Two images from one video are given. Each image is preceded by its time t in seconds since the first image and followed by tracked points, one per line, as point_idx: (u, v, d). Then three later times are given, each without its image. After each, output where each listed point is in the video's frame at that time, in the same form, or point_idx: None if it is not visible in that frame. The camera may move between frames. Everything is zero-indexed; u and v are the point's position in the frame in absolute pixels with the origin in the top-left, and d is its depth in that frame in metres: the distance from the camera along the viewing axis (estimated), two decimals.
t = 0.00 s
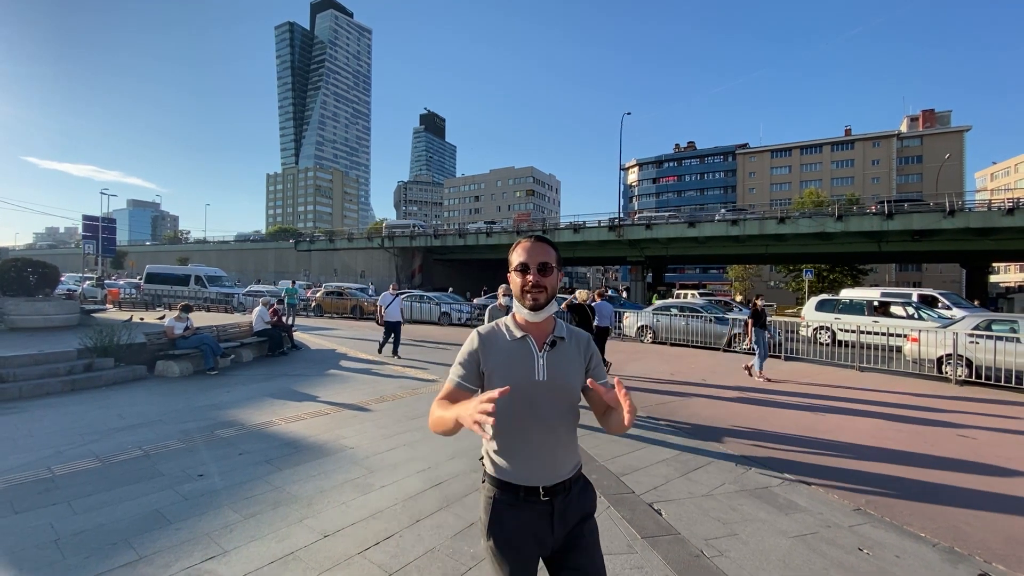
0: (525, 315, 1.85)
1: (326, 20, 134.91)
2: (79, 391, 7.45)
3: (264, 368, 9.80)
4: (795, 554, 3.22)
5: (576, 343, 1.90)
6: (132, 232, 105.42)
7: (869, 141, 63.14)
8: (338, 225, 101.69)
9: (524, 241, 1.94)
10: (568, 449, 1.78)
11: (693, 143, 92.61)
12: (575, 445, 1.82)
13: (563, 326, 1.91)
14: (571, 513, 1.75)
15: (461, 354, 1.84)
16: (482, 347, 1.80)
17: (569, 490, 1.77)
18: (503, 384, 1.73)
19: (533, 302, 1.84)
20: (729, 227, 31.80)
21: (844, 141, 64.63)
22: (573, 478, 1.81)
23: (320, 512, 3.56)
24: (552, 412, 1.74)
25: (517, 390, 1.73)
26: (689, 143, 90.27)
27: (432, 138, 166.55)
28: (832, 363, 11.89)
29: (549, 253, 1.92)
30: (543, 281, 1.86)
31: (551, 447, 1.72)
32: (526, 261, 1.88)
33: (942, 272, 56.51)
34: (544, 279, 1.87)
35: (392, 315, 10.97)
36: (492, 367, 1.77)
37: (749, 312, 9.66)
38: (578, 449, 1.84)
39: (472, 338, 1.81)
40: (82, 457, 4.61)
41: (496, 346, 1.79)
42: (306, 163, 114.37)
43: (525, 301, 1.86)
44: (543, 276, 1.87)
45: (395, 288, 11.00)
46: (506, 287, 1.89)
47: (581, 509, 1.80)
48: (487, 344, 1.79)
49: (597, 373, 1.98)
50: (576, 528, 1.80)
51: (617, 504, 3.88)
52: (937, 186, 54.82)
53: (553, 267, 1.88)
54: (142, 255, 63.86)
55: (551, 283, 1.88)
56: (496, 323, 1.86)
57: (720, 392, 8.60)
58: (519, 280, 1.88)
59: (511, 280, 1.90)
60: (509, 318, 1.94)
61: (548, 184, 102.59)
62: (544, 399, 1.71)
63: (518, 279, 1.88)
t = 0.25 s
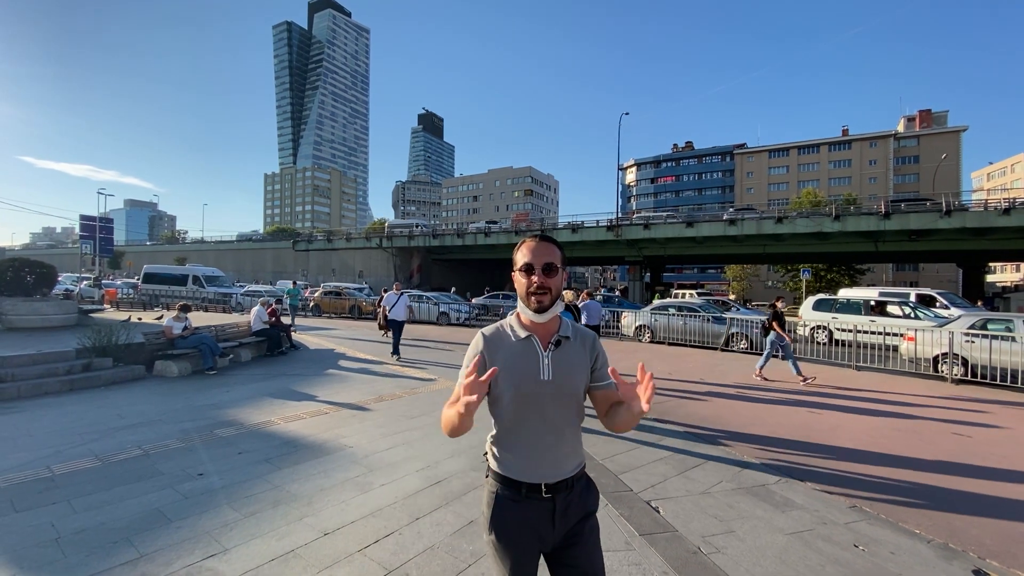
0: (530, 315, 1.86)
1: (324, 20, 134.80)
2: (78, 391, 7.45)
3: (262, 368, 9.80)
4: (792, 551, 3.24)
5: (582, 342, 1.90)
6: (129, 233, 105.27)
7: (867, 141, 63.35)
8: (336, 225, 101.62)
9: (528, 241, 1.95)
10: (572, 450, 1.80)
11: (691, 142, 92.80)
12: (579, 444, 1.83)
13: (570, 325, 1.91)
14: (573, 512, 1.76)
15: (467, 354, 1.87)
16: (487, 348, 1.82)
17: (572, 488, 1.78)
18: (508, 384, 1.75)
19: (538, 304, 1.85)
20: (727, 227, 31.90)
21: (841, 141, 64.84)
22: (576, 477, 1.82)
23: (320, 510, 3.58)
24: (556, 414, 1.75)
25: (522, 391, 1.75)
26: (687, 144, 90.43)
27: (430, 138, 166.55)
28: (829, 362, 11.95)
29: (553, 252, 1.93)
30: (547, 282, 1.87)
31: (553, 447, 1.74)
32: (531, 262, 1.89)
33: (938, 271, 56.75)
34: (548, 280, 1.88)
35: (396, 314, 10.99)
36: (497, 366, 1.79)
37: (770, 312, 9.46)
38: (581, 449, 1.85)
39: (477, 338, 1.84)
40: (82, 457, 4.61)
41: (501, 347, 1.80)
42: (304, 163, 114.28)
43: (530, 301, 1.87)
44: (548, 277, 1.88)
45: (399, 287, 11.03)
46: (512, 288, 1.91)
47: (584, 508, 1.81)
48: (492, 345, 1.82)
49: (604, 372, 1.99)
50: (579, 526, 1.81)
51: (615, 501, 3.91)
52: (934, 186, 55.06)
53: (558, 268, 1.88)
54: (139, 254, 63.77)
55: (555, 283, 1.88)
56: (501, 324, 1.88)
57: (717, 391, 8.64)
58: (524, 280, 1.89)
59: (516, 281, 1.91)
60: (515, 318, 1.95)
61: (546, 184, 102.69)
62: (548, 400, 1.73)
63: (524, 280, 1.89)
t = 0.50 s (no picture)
0: (541, 316, 1.85)
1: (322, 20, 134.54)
2: (74, 391, 7.43)
3: (259, 368, 9.79)
4: (787, 549, 3.27)
5: (592, 345, 1.90)
6: (124, 232, 104.72)
7: (863, 142, 63.62)
8: (333, 225, 101.44)
9: (540, 242, 1.94)
10: (581, 455, 1.79)
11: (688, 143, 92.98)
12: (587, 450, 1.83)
13: (580, 328, 1.90)
14: (579, 518, 1.76)
15: (477, 357, 1.86)
16: (497, 350, 1.82)
17: (579, 493, 1.78)
18: (518, 387, 1.75)
19: (549, 305, 1.83)
20: (724, 227, 31.98)
21: (837, 141, 65.09)
22: (583, 483, 1.82)
23: (318, 510, 3.58)
24: (565, 420, 1.75)
25: (533, 396, 1.74)
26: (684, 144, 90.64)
27: (427, 138, 166.41)
28: (825, 361, 12.01)
29: (565, 253, 1.91)
30: (559, 283, 1.86)
31: (562, 453, 1.73)
32: (541, 263, 1.87)
33: (933, 272, 57.04)
34: (559, 281, 1.87)
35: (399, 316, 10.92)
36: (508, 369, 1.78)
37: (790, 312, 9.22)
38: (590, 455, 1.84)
39: (487, 340, 1.83)
40: (79, 457, 4.61)
41: (511, 350, 1.80)
42: (301, 162, 114.04)
43: (541, 302, 1.85)
44: (560, 278, 1.86)
45: (401, 288, 10.97)
46: (523, 289, 1.89)
47: (591, 514, 1.80)
48: (502, 349, 1.81)
49: (612, 377, 1.98)
50: (584, 533, 1.81)
51: (612, 501, 3.93)
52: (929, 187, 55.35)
53: (569, 269, 1.87)
54: (135, 254, 63.52)
55: (567, 285, 1.87)
56: (512, 325, 1.87)
57: (714, 391, 8.67)
58: (535, 281, 1.88)
59: (527, 282, 1.91)
60: (525, 319, 1.94)
61: (544, 184, 102.72)
62: (557, 405, 1.73)
63: (535, 281, 1.88)
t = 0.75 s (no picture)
0: (558, 321, 1.82)
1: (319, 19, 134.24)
2: (71, 392, 7.42)
3: (257, 368, 9.79)
4: (783, 547, 3.29)
5: (609, 352, 1.86)
6: (121, 232, 104.39)
7: (859, 142, 63.87)
8: (331, 225, 101.34)
9: (558, 244, 1.91)
10: (596, 466, 1.77)
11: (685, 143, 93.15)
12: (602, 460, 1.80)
13: (596, 333, 1.87)
14: (590, 530, 1.74)
15: (492, 361, 1.82)
16: (511, 354, 1.79)
17: (591, 505, 1.76)
18: (531, 393, 1.72)
19: (567, 309, 1.80)
20: (721, 227, 32.06)
21: (833, 142, 65.34)
22: (595, 494, 1.80)
23: (316, 510, 3.59)
24: (581, 430, 1.73)
25: (549, 405, 1.72)
26: (681, 144, 90.88)
27: (425, 138, 166.28)
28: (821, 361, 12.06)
29: (585, 256, 1.89)
30: (577, 287, 1.83)
31: (576, 462, 1.71)
32: (559, 264, 1.85)
33: (929, 271, 57.32)
34: (578, 285, 1.84)
35: (404, 317, 10.75)
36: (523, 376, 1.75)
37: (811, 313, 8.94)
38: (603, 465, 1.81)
39: (500, 343, 1.81)
40: (76, 457, 4.61)
41: (528, 354, 1.77)
42: (298, 162, 113.87)
43: (559, 306, 1.82)
44: (578, 281, 1.84)
45: (405, 290, 10.75)
46: (540, 291, 1.86)
47: (601, 525, 1.79)
48: (517, 353, 1.77)
49: (627, 385, 1.95)
50: (594, 545, 1.79)
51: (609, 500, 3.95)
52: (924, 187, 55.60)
53: (588, 272, 1.85)
54: (131, 254, 63.32)
55: (585, 288, 1.84)
56: (527, 327, 1.84)
57: (711, 391, 8.71)
58: (552, 284, 1.85)
59: (544, 284, 1.87)
60: (540, 322, 1.92)
61: (541, 185, 102.79)
62: (571, 413, 1.70)
63: (552, 283, 1.85)
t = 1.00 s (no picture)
0: (579, 320, 1.80)
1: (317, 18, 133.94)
2: (67, 392, 7.41)
3: (254, 368, 9.78)
4: (777, 546, 3.32)
5: (627, 355, 1.84)
6: (117, 233, 103.96)
7: (855, 142, 64.07)
8: (328, 225, 101.20)
9: (578, 242, 1.88)
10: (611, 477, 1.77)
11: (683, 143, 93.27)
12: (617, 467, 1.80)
13: (616, 335, 1.84)
14: (604, 537, 1.74)
15: (506, 360, 1.80)
16: (527, 355, 1.77)
17: (603, 513, 1.77)
18: (548, 395, 1.71)
19: (588, 307, 1.78)
20: (718, 227, 32.15)
21: (830, 142, 65.53)
22: (610, 501, 1.79)
23: (312, 509, 3.60)
24: (596, 436, 1.72)
25: (565, 407, 1.70)
26: (679, 145, 91.06)
27: (423, 138, 166.26)
28: (817, 360, 12.10)
29: (607, 254, 1.87)
30: (600, 285, 1.81)
31: (591, 467, 1.71)
32: (581, 262, 1.83)
33: (925, 271, 57.56)
34: (600, 283, 1.82)
35: (410, 319, 10.46)
36: (540, 376, 1.73)
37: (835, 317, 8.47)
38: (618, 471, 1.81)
39: (517, 341, 1.79)
40: (72, 458, 4.60)
41: (545, 352, 1.75)
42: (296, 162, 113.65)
43: (579, 304, 1.80)
44: (600, 279, 1.82)
45: (412, 290, 10.42)
46: (559, 290, 1.84)
47: (614, 532, 1.79)
48: (534, 352, 1.75)
49: (646, 391, 1.93)
50: (606, 552, 1.79)
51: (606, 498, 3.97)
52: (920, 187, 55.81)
53: (611, 271, 1.83)
54: (127, 254, 63.08)
55: (607, 287, 1.83)
56: (545, 327, 1.82)
57: (707, 390, 8.75)
58: (574, 282, 1.82)
59: (564, 283, 1.85)
60: (558, 321, 1.90)
61: (539, 184, 102.85)
62: (588, 418, 1.69)
63: (574, 282, 1.83)
